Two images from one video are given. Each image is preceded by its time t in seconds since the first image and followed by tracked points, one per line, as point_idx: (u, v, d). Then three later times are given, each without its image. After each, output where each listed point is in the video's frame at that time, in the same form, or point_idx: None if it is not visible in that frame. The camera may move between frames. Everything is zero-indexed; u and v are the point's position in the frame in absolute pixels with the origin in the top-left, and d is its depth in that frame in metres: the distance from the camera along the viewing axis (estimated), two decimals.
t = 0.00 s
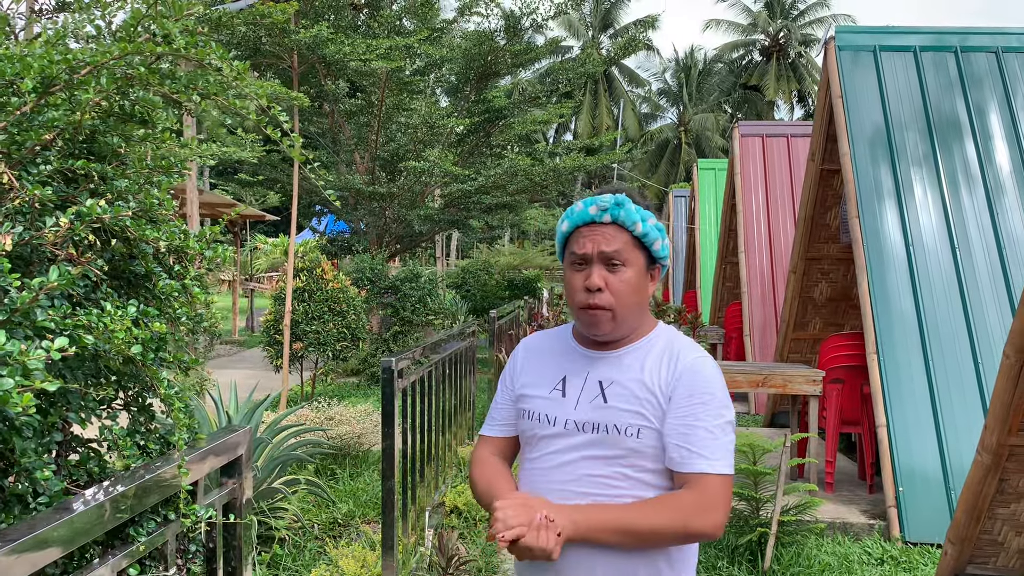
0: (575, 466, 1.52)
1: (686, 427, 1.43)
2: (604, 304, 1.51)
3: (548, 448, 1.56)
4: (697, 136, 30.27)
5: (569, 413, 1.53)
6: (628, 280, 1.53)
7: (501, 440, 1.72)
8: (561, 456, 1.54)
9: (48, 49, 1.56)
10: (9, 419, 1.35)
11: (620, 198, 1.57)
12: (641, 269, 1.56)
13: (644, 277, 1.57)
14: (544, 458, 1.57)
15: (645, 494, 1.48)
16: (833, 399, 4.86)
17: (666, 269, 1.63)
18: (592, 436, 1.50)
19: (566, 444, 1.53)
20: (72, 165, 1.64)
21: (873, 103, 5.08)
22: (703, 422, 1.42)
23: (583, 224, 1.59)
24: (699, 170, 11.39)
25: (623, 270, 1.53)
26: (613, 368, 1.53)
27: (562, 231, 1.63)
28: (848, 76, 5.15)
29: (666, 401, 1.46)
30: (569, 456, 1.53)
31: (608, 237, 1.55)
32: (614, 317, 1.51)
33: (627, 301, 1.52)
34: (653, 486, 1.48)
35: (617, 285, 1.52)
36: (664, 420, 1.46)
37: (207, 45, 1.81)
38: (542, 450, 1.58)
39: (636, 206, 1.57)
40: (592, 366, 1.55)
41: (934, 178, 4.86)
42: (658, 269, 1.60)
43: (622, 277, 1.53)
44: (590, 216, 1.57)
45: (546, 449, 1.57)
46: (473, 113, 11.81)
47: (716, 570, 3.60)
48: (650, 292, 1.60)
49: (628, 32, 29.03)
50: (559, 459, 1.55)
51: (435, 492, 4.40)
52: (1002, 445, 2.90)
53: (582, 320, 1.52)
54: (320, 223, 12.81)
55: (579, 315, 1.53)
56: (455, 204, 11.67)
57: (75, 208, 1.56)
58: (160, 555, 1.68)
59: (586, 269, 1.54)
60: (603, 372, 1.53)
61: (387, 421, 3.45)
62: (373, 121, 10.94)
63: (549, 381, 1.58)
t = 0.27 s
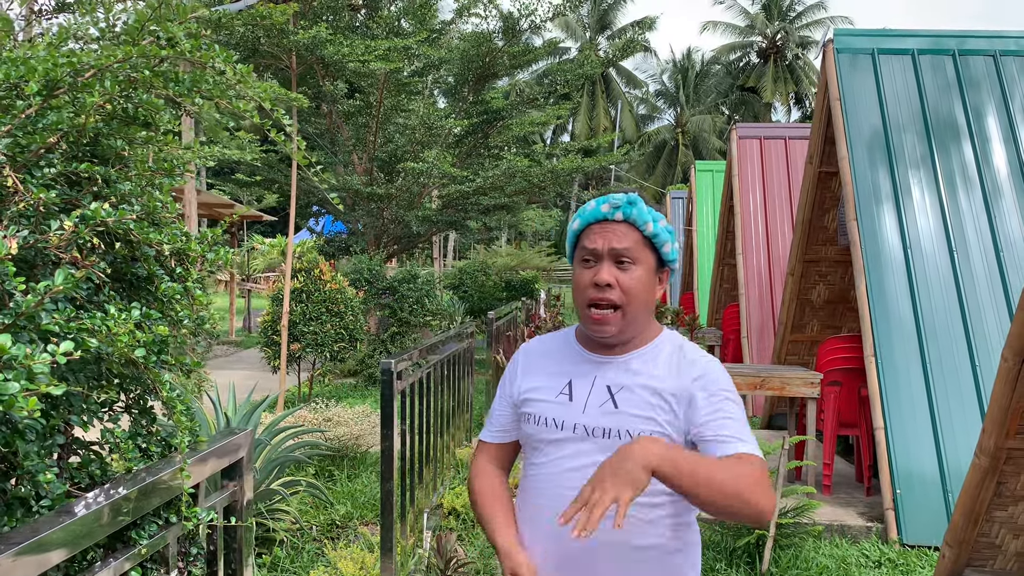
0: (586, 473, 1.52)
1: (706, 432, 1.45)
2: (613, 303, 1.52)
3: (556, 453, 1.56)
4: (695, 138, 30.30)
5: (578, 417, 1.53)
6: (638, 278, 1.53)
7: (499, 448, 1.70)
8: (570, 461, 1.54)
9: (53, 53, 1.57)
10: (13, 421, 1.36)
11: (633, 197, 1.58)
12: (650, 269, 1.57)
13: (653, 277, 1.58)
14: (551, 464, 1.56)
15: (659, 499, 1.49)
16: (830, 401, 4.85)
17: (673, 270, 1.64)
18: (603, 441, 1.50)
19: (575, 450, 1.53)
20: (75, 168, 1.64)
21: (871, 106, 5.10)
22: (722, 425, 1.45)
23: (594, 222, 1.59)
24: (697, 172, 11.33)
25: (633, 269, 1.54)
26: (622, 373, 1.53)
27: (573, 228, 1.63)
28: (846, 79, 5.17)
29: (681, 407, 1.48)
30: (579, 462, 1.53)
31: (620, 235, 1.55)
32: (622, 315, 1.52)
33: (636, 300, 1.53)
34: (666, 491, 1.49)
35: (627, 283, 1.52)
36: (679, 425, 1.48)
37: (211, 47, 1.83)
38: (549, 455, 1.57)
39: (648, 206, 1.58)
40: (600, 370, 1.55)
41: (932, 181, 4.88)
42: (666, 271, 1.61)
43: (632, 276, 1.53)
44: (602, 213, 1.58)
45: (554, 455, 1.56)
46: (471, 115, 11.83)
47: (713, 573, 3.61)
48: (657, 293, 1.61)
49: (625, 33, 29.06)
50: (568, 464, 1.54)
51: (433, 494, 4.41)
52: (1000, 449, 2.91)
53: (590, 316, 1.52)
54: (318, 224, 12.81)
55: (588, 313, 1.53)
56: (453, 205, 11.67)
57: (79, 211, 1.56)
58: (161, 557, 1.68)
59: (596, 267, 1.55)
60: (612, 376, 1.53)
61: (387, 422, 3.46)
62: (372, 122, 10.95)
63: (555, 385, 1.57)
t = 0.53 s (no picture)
0: (583, 475, 1.51)
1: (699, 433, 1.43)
2: (617, 303, 1.51)
3: (555, 455, 1.56)
4: (691, 140, 30.31)
5: (576, 419, 1.53)
6: (641, 281, 1.52)
7: (503, 450, 1.76)
8: (567, 463, 1.54)
9: (53, 54, 1.56)
10: (13, 424, 1.36)
11: (640, 200, 1.57)
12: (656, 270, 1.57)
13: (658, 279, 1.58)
14: (549, 467, 1.56)
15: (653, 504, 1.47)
16: (829, 404, 4.83)
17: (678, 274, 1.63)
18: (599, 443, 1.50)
19: (572, 452, 1.53)
20: (77, 170, 1.64)
21: (869, 108, 5.11)
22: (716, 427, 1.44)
23: (600, 222, 1.58)
24: (694, 175, 11.37)
25: (638, 271, 1.53)
26: (621, 376, 1.53)
27: (579, 227, 1.62)
28: (844, 81, 5.18)
29: (677, 409, 1.48)
30: (576, 464, 1.53)
31: (628, 235, 1.54)
32: (626, 317, 1.51)
33: (639, 303, 1.52)
34: (661, 496, 1.47)
35: (631, 285, 1.51)
36: (674, 428, 1.47)
37: (212, 50, 1.84)
38: (548, 458, 1.57)
39: (655, 209, 1.57)
40: (600, 373, 1.55)
41: (930, 183, 4.89)
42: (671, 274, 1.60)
43: (636, 278, 1.52)
44: (608, 214, 1.57)
45: (552, 457, 1.56)
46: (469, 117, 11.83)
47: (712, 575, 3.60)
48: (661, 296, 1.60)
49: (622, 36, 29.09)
50: (565, 467, 1.54)
51: (431, 497, 4.40)
52: (999, 451, 2.92)
53: (593, 316, 1.52)
54: (315, 226, 12.79)
55: (591, 313, 1.53)
56: (450, 208, 11.64)
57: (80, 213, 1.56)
58: (162, 561, 1.68)
59: (601, 266, 1.54)
60: (611, 379, 1.54)
61: (385, 425, 3.45)
62: (369, 124, 10.96)
63: (555, 388, 1.59)
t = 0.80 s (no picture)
0: (574, 476, 1.52)
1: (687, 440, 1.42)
2: (611, 309, 1.51)
3: (549, 456, 1.56)
4: (686, 141, 30.35)
5: (570, 421, 1.54)
6: (634, 287, 1.52)
7: (510, 452, 1.77)
8: (560, 465, 1.54)
9: (51, 59, 1.57)
10: (12, 430, 1.35)
11: (633, 205, 1.56)
12: (652, 273, 1.56)
13: (654, 282, 1.57)
14: (544, 467, 1.57)
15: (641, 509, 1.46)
16: (825, 404, 4.84)
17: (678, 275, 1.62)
18: (590, 445, 1.50)
19: (565, 453, 1.53)
20: (75, 174, 1.64)
21: (864, 109, 5.13)
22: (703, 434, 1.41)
23: (594, 228, 1.58)
24: (689, 176, 11.38)
25: (631, 276, 1.52)
26: (615, 378, 1.53)
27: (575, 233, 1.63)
28: (839, 82, 5.20)
29: (667, 414, 1.45)
30: (569, 465, 1.53)
31: (619, 242, 1.54)
32: (619, 321, 1.51)
33: (633, 308, 1.52)
34: (649, 501, 1.46)
35: (624, 290, 1.51)
36: (664, 434, 1.45)
37: (210, 54, 1.85)
38: (542, 460, 1.58)
39: (648, 213, 1.56)
40: (596, 375, 1.55)
41: (924, 183, 4.91)
42: (669, 275, 1.59)
43: (629, 283, 1.52)
44: (601, 220, 1.57)
45: (547, 458, 1.57)
46: (464, 118, 11.83)
47: None
48: (660, 297, 1.59)
49: (616, 37, 29.12)
50: (559, 467, 1.55)
51: (428, 499, 4.39)
52: (995, 451, 2.93)
53: (588, 323, 1.53)
54: (310, 228, 12.76)
55: (586, 319, 1.53)
56: (446, 209, 11.59)
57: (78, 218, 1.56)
58: (161, 566, 1.67)
59: (594, 273, 1.54)
60: (605, 382, 1.53)
61: (382, 428, 3.44)
62: (364, 126, 10.95)
63: (553, 389, 1.59)
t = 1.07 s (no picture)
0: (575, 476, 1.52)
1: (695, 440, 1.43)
2: (616, 316, 1.52)
3: (548, 456, 1.57)
4: (680, 140, 30.38)
5: (569, 421, 1.54)
6: (642, 295, 1.53)
7: (508, 453, 1.77)
8: (561, 464, 1.54)
9: (47, 59, 1.56)
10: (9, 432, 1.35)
11: (645, 213, 1.55)
12: (659, 281, 1.57)
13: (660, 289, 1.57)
14: (544, 467, 1.57)
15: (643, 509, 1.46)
16: (820, 403, 4.87)
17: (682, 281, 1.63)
18: (590, 445, 1.50)
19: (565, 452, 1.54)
20: (71, 175, 1.63)
21: (858, 108, 5.14)
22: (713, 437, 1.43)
23: (604, 233, 1.58)
24: (684, 175, 11.40)
25: (639, 284, 1.53)
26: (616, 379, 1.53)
27: (583, 235, 1.62)
28: (833, 81, 5.21)
29: (671, 415, 1.46)
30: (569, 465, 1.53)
31: (629, 248, 1.54)
32: (624, 329, 1.52)
33: (640, 315, 1.53)
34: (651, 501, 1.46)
35: (631, 298, 1.52)
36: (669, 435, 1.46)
37: (207, 54, 1.86)
38: (543, 459, 1.58)
39: (660, 221, 1.56)
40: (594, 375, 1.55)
41: (919, 182, 4.93)
42: (674, 283, 1.61)
43: (637, 291, 1.53)
44: (612, 226, 1.56)
45: (547, 458, 1.57)
46: (458, 118, 11.82)
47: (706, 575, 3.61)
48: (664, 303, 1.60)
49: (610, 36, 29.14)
50: (560, 467, 1.54)
51: (425, 499, 4.39)
52: (990, 449, 2.94)
53: (592, 328, 1.53)
54: (304, 228, 12.74)
55: (590, 324, 1.54)
56: (441, 209, 11.60)
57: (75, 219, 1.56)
58: (159, 567, 1.67)
59: (602, 278, 1.55)
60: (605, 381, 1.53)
61: (379, 428, 3.44)
62: (359, 126, 10.94)
63: (553, 390, 1.59)
